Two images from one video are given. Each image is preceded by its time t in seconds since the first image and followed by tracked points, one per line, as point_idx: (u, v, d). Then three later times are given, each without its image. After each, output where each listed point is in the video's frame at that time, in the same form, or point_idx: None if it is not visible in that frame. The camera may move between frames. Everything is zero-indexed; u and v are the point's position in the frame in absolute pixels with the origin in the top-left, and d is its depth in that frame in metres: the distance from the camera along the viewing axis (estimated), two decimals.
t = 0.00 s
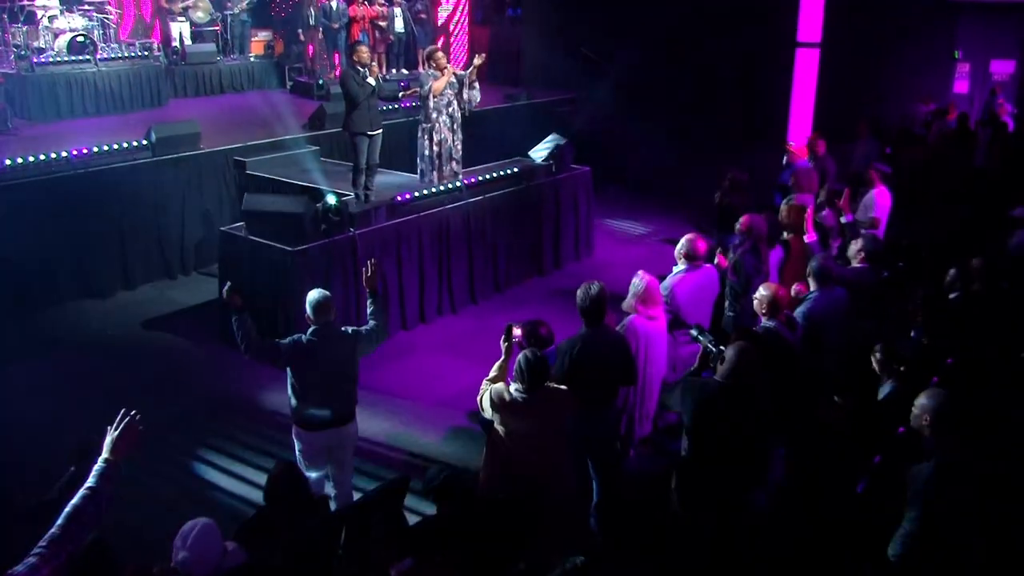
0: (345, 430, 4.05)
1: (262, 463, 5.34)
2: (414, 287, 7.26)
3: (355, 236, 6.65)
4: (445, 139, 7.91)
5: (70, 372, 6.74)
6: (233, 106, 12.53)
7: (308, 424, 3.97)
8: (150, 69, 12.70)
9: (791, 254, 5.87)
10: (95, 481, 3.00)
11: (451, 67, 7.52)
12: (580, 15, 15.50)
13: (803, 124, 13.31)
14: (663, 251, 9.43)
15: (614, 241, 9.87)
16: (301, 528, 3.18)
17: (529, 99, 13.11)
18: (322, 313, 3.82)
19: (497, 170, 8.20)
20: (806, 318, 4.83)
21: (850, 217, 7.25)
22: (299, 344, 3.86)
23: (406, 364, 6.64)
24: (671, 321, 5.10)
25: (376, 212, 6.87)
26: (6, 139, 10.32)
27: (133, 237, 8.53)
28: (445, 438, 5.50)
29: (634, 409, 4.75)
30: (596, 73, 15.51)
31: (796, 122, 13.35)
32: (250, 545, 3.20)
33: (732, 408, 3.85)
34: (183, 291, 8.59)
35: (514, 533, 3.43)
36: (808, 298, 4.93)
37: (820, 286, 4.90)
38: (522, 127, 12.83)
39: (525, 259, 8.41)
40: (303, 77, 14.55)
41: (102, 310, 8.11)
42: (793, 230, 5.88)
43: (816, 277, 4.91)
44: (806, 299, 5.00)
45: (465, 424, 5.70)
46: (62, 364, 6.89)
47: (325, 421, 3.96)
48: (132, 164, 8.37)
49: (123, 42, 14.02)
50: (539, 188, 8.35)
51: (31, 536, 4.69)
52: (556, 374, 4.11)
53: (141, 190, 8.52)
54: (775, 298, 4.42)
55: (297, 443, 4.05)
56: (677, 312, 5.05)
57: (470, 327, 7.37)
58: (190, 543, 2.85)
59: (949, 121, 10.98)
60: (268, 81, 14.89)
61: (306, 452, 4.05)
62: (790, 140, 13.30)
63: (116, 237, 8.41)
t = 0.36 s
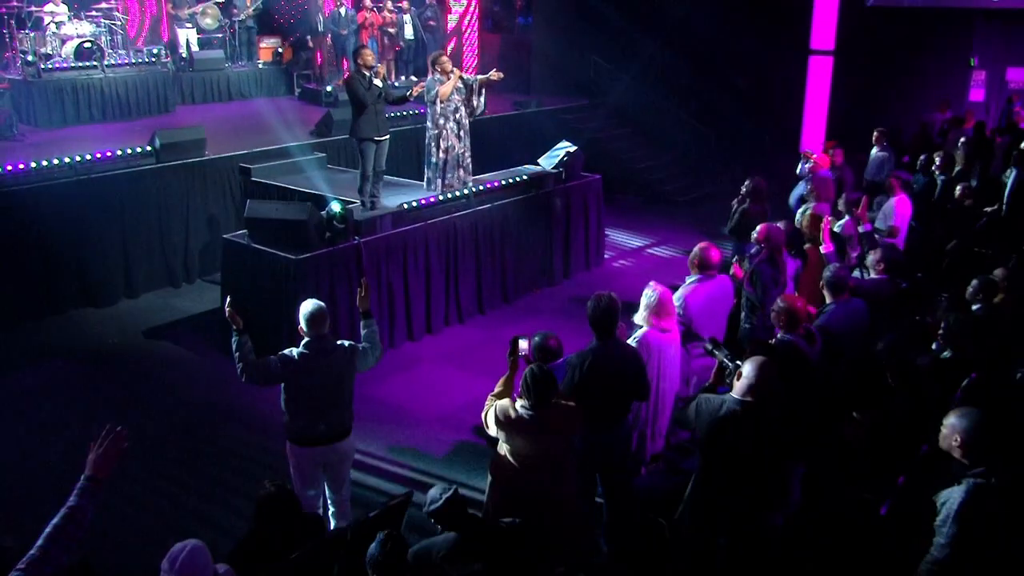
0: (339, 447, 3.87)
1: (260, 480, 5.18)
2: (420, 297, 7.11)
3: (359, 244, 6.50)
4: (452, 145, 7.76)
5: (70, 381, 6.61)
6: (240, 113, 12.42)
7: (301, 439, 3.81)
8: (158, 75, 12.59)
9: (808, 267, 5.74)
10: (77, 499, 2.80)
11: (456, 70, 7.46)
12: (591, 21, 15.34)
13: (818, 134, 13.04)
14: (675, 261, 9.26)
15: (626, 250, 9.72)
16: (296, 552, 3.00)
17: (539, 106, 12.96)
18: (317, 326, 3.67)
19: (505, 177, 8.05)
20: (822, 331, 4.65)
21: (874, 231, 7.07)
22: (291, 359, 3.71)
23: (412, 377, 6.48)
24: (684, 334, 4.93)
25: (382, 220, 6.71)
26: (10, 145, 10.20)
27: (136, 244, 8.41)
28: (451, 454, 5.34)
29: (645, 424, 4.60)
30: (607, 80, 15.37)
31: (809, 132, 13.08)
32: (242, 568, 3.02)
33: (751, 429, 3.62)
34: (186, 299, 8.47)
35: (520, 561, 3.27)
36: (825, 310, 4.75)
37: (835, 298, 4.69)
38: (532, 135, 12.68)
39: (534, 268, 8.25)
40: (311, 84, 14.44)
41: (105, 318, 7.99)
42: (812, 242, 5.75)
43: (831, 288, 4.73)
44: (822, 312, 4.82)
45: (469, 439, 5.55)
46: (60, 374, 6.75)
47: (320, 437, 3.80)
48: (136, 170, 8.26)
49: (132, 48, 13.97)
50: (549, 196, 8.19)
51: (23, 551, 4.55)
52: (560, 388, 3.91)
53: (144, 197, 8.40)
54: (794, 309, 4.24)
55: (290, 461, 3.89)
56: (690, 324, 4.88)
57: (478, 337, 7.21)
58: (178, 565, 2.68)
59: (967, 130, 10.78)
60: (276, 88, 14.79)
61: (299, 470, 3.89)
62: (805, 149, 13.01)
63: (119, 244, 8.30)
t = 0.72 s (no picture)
0: (333, 467, 3.73)
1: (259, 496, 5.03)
2: (427, 307, 6.96)
3: (364, 254, 6.35)
4: (460, 154, 7.62)
5: (68, 392, 6.46)
6: (248, 121, 12.32)
7: (293, 458, 3.67)
8: (165, 83, 12.50)
9: (825, 281, 5.55)
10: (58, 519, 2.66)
11: (465, 76, 7.32)
12: (602, 29, 15.19)
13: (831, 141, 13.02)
14: (687, 272, 9.09)
15: (638, 260, 9.56)
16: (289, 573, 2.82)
17: (550, 115, 12.82)
18: (309, 340, 3.60)
19: (515, 186, 7.91)
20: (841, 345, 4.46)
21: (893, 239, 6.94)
22: (283, 374, 3.57)
23: (419, 390, 6.32)
24: (698, 347, 4.77)
25: (389, 229, 6.56)
26: (16, 152, 10.12)
27: (139, 252, 8.28)
28: (457, 470, 5.18)
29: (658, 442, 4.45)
30: (619, 89, 15.22)
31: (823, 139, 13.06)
32: None
33: (770, 448, 3.51)
34: (189, 308, 8.33)
35: None
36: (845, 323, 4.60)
37: (858, 311, 4.53)
38: (542, 144, 12.54)
39: (544, 279, 8.09)
40: (320, 92, 14.34)
41: (107, 327, 7.85)
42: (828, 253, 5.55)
43: (852, 300, 4.55)
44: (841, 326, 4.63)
45: (475, 454, 5.39)
46: (59, 384, 6.62)
47: (315, 455, 3.66)
48: (140, 177, 8.14)
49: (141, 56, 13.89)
50: (559, 205, 8.03)
51: (13, 569, 4.40)
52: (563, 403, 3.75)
53: (148, 204, 8.28)
54: (814, 324, 4.07)
55: (284, 481, 3.76)
56: (704, 338, 4.71)
57: (486, 350, 7.05)
58: None
59: (986, 139, 10.58)
60: (284, 95, 14.69)
61: (294, 489, 3.75)
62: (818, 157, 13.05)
63: (122, 251, 8.16)
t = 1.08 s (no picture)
0: (330, 486, 3.57)
1: (260, 513, 4.88)
2: (433, 319, 6.82)
3: (370, 264, 6.18)
4: (468, 162, 7.48)
5: (67, 402, 6.32)
6: (256, 128, 12.22)
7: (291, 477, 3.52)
8: (173, 89, 12.40)
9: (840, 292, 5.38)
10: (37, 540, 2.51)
11: (474, 84, 7.20)
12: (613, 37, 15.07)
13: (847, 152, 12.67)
14: (700, 283, 8.93)
15: (650, 271, 9.41)
16: None
17: (560, 122, 12.69)
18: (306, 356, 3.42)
19: (524, 196, 7.77)
20: (863, 360, 4.29)
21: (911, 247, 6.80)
22: (273, 391, 3.44)
23: (426, 404, 6.17)
24: (712, 361, 4.57)
25: (394, 238, 6.41)
26: (21, 159, 10.03)
27: (142, 260, 8.14)
28: (463, 487, 5.02)
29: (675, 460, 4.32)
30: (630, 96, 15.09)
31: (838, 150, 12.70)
32: None
33: (791, 468, 3.36)
34: (193, 318, 8.19)
35: None
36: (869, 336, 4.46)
37: (882, 324, 4.41)
38: (552, 152, 12.41)
39: (554, 290, 7.93)
40: (328, 99, 14.26)
41: (109, 336, 7.71)
42: (846, 262, 5.35)
43: (876, 314, 4.46)
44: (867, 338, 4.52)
45: (482, 470, 5.22)
46: (59, 393, 6.48)
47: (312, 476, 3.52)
48: (144, 184, 8.02)
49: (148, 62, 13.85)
50: (569, 214, 7.88)
51: None
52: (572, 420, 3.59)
53: (153, 212, 8.15)
54: (835, 338, 3.87)
55: (281, 500, 3.60)
56: (720, 351, 4.51)
57: (494, 363, 6.88)
58: None
59: (1004, 148, 10.42)
60: (292, 102, 14.59)
61: (289, 512, 3.61)
62: (836, 166, 12.82)
63: (125, 259, 8.03)
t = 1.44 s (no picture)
0: (326, 508, 3.43)
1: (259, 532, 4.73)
2: (440, 330, 6.67)
3: (375, 274, 6.05)
4: (477, 170, 7.34)
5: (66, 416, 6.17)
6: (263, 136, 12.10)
7: (285, 498, 3.39)
8: (180, 97, 12.25)
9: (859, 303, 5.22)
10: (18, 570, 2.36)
11: (484, 91, 7.06)
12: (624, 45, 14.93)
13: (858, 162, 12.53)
14: (712, 294, 8.76)
15: (660, 281, 9.25)
16: None
17: (570, 131, 12.54)
18: (299, 370, 3.34)
19: (533, 205, 7.63)
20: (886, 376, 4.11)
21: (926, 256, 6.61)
22: (264, 405, 3.32)
23: (432, 417, 6.02)
24: (728, 377, 4.34)
25: (400, 248, 6.27)
26: (25, 166, 9.93)
27: (145, 270, 8.02)
28: (469, 504, 4.86)
29: (691, 477, 4.18)
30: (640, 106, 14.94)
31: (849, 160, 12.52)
32: None
33: (815, 494, 3.18)
34: (196, 328, 8.05)
35: None
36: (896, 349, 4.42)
37: (909, 336, 4.39)
38: (563, 161, 12.27)
39: (563, 301, 7.76)
40: (336, 108, 14.16)
41: (111, 346, 7.57)
42: (863, 273, 5.18)
43: (904, 325, 4.42)
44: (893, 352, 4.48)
45: (488, 487, 5.06)
46: (57, 406, 6.34)
47: (306, 498, 3.38)
48: (148, 193, 7.91)
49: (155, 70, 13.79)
50: (579, 224, 7.73)
51: None
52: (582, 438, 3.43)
53: (156, 221, 8.03)
54: (857, 353, 3.70)
55: (273, 523, 3.47)
56: (736, 367, 4.30)
57: (503, 375, 6.72)
58: None
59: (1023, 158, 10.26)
60: (300, 111, 14.49)
61: (283, 535, 3.47)
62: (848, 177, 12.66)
63: (128, 268, 7.90)
